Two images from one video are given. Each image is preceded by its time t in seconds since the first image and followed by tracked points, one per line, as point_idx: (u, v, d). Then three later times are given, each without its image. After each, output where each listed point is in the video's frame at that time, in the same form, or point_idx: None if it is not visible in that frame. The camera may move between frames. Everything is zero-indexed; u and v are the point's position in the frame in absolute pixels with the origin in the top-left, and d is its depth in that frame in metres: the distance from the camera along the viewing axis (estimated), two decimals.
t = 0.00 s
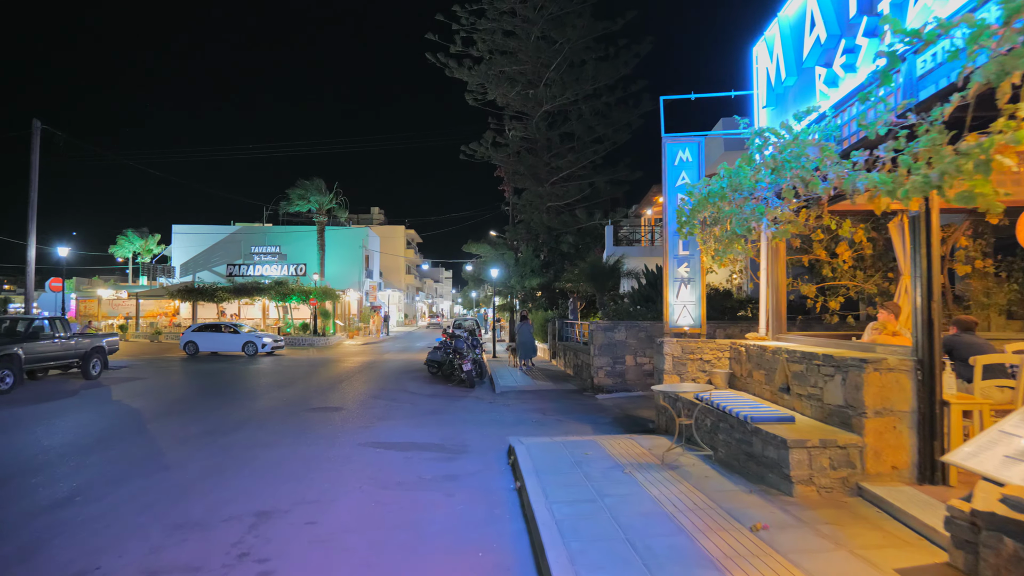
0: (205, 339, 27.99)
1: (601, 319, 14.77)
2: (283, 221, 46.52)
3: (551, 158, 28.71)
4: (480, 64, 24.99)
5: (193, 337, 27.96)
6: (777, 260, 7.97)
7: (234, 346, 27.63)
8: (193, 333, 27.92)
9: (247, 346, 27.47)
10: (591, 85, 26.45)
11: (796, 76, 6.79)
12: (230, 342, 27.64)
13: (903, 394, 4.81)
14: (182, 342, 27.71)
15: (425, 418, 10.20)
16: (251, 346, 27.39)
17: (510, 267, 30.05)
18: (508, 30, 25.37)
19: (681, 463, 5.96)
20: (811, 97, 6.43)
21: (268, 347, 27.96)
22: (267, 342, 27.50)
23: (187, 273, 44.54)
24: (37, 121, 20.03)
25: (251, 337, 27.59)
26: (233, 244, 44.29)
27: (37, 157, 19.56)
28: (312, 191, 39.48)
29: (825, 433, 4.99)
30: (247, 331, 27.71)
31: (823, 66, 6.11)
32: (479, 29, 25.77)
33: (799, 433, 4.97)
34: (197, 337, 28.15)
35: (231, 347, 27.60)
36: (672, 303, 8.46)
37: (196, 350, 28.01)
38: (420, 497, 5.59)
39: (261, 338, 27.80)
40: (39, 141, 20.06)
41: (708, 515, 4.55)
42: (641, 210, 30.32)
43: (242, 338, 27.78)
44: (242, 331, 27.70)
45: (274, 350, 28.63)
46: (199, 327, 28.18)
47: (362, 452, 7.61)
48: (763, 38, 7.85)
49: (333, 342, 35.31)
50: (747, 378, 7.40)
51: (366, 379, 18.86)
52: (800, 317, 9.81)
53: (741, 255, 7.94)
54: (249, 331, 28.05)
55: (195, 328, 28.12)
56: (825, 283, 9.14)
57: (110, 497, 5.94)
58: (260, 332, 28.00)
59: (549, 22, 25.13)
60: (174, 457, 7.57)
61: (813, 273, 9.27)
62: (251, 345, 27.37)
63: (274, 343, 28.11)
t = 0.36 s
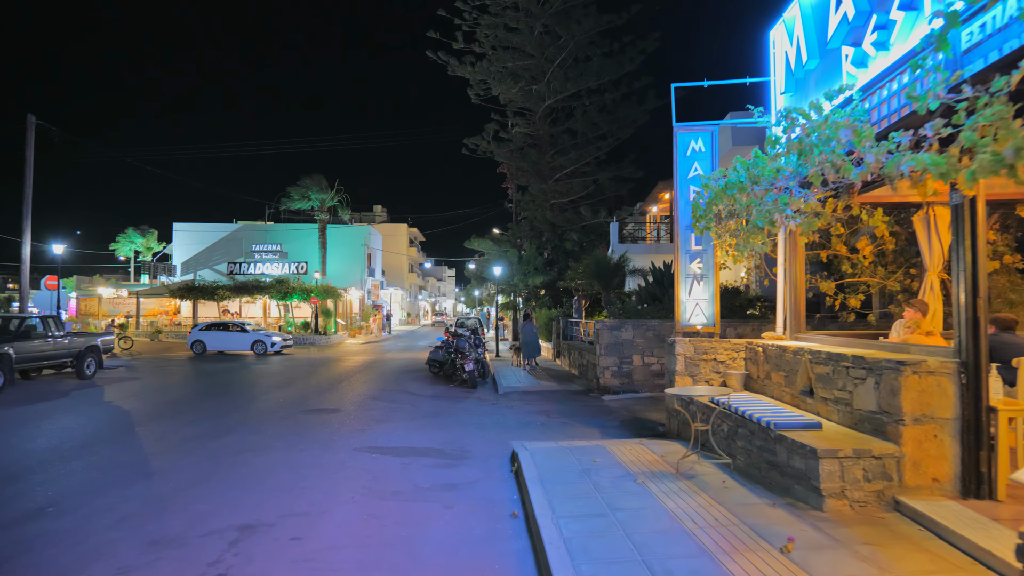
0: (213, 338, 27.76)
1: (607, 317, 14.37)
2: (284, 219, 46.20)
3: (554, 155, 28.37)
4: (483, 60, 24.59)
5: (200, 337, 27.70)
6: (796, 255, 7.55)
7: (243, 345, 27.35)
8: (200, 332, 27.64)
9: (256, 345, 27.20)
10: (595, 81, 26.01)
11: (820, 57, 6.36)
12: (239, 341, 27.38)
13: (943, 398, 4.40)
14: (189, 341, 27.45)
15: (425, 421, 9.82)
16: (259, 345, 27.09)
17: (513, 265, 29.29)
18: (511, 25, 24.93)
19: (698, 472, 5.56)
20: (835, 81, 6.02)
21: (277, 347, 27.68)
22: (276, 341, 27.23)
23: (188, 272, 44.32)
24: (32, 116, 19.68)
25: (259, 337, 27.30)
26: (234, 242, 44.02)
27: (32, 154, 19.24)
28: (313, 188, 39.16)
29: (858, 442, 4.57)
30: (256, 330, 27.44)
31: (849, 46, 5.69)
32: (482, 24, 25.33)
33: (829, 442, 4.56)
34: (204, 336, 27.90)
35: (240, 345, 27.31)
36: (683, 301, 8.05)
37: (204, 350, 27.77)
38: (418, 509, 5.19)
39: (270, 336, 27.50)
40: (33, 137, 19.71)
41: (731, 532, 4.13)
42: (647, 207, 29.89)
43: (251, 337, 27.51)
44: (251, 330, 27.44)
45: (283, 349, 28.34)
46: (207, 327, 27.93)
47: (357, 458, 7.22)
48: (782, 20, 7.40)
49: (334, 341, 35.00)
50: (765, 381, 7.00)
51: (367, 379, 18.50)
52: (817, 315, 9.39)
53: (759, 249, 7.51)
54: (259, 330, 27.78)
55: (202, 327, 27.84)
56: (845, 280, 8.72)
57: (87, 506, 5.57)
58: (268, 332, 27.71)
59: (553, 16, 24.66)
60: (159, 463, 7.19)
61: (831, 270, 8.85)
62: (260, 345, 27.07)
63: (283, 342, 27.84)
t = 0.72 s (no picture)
0: (217, 336, 27.26)
1: (610, 315, 13.94)
2: (282, 215, 45.77)
3: (557, 150, 28.14)
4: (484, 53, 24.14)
5: (205, 334, 27.17)
6: (814, 250, 7.13)
7: (250, 343, 27.04)
8: (205, 330, 27.10)
9: (263, 343, 26.89)
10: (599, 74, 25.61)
11: (842, 38, 5.93)
12: (244, 339, 27.03)
13: (989, 408, 3.98)
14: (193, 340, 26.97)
15: (421, 424, 9.38)
16: (267, 343, 26.81)
17: (514, 262, 28.75)
18: (512, 18, 24.43)
19: (712, 485, 5.14)
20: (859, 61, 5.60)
21: (283, 344, 27.41)
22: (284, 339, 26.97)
23: (185, 269, 43.92)
24: (20, 109, 19.22)
25: (266, 334, 26.99)
26: (232, 239, 43.60)
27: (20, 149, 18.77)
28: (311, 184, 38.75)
29: (891, 455, 4.16)
30: (263, 328, 27.11)
31: (877, 23, 5.27)
32: (482, 16, 24.82)
33: (862, 456, 4.14)
34: (208, 334, 27.35)
35: (246, 343, 26.97)
36: (693, 299, 7.61)
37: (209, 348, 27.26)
38: (409, 527, 4.76)
39: (277, 334, 27.20)
40: (21, 131, 19.25)
41: (756, 558, 3.70)
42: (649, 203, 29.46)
43: (258, 335, 27.19)
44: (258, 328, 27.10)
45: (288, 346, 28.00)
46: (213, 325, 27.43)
47: (347, 466, 6.79)
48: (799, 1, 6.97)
49: (333, 339, 34.60)
50: (782, 386, 6.57)
51: (364, 378, 18.09)
52: (833, 314, 8.97)
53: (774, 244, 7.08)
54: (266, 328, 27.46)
55: (206, 325, 27.32)
56: (863, 277, 8.29)
57: (50, 523, 5.15)
58: (275, 329, 27.44)
59: (555, 8, 24.15)
60: (135, 472, 6.76)
61: (847, 267, 8.43)
62: (267, 342, 26.82)
63: (290, 341, 27.56)
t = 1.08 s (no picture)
0: (222, 335, 26.77)
1: (612, 313, 13.52)
2: (278, 213, 45.31)
3: (558, 146, 27.74)
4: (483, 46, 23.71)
5: (209, 333, 26.68)
6: (832, 242, 6.72)
7: (257, 343, 26.60)
8: (209, 329, 26.70)
9: (270, 343, 26.47)
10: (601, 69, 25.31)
11: (868, 12, 5.51)
12: (251, 338, 26.55)
13: None
14: (197, 339, 26.46)
15: (416, 427, 8.95)
16: (274, 342, 26.44)
17: (513, 260, 28.90)
18: (512, 11, 23.97)
19: (731, 496, 4.72)
20: (885, 39, 5.19)
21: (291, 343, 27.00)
22: (292, 338, 26.50)
23: (179, 267, 43.44)
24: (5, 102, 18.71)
25: (273, 333, 26.59)
26: (227, 237, 43.13)
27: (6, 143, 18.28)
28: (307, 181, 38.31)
29: (934, 465, 3.75)
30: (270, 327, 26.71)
31: None
32: (482, 8, 24.35)
33: (900, 466, 3.72)
34: (212, 333, 26.93)
35: (254, 343, 26.50)
36: (703, 295, 7.20)
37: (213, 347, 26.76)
38: (399, 543, 4.36)
39: (284, 333, 26.76)
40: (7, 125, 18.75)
41: None
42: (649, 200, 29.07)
43: (265, 334, 26.70)
44: (265, 327, 26.64)
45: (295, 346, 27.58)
46: (217, 323, 26.92)
47: (336, 474, 6.38)
48: None
49: (329, 338, 34.19)
50: (801, 387, 6.16)
51: (359, 377, 17.69)
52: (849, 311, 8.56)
53: (789, 235, 6.67)
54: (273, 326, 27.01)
55: (210, 324, 26.84)
56: (882, 272, 7.88)
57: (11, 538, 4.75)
58: (282, 328, 26.99)
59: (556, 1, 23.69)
60: (110, 481, 6.35)
61: (864, 262, 8.01)
62: (275, 341, 26.37)
63: (298, 339, 27.09)
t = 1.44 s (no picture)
0: (230, 335, 26.29)
1: (612, 313, 13.10)
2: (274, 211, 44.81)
3: (556, 142, 27.35)
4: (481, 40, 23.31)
5: (215, 333, 26.15)
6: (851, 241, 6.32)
7: (266, 342, 26.30)
8: (216, 329, 26.18)
9: (280, 342, 26.17)
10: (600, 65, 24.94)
11: None
12: (260, 337, 26.22)
13: None
14: (204, 339, 25.88)
15: (409, 434, 8.54)
16: (286, 341, 26.18)
17: (510, 258, 28.40)
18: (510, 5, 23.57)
19: (750, 518, 4.31)
20: (915, 19, 4.79)
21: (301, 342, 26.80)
22: (302, 338, 26.34)
23: (173, 265, 42.95)
24: None
25: (283, 332, 26.24)
26: (221, 235, 42.64)
27: None
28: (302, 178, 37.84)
29: (984, 490, 3.35)
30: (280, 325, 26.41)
31: None
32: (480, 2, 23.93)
33: (946, 491, 3.32)
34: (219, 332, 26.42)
35: (263, 342, 26.17)
36: (713, 296, 6.78)
37: (221, 347, 26.24)
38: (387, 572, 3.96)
39: (293, 331, 26.54)
40: None
41: None
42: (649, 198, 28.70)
43: (274, 333, 26.43)
44: (274, 326, 26.33)
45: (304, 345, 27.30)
46: (226, 323, 26.39)
47: (321, 488, 5.98)
48: None
49: (324, 337, 33.78)
50: (820, 396, 5.75)
51: (353, 379, 17.26)
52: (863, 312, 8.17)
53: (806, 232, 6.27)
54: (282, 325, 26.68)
55: (218, 323, 26.28)
56: (901, 271, 7.48)
57: None
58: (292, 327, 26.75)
59: None
60: (80, 496, 5.94)
61: (880, 261, 7.61)
62: (285, 341, 26.12)
63: (307, 339, 26.87)
